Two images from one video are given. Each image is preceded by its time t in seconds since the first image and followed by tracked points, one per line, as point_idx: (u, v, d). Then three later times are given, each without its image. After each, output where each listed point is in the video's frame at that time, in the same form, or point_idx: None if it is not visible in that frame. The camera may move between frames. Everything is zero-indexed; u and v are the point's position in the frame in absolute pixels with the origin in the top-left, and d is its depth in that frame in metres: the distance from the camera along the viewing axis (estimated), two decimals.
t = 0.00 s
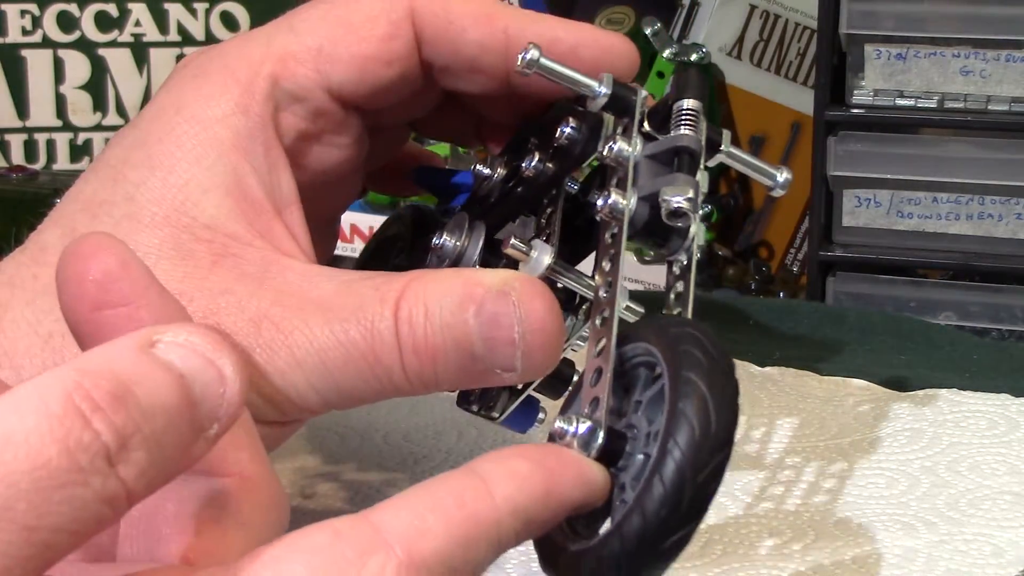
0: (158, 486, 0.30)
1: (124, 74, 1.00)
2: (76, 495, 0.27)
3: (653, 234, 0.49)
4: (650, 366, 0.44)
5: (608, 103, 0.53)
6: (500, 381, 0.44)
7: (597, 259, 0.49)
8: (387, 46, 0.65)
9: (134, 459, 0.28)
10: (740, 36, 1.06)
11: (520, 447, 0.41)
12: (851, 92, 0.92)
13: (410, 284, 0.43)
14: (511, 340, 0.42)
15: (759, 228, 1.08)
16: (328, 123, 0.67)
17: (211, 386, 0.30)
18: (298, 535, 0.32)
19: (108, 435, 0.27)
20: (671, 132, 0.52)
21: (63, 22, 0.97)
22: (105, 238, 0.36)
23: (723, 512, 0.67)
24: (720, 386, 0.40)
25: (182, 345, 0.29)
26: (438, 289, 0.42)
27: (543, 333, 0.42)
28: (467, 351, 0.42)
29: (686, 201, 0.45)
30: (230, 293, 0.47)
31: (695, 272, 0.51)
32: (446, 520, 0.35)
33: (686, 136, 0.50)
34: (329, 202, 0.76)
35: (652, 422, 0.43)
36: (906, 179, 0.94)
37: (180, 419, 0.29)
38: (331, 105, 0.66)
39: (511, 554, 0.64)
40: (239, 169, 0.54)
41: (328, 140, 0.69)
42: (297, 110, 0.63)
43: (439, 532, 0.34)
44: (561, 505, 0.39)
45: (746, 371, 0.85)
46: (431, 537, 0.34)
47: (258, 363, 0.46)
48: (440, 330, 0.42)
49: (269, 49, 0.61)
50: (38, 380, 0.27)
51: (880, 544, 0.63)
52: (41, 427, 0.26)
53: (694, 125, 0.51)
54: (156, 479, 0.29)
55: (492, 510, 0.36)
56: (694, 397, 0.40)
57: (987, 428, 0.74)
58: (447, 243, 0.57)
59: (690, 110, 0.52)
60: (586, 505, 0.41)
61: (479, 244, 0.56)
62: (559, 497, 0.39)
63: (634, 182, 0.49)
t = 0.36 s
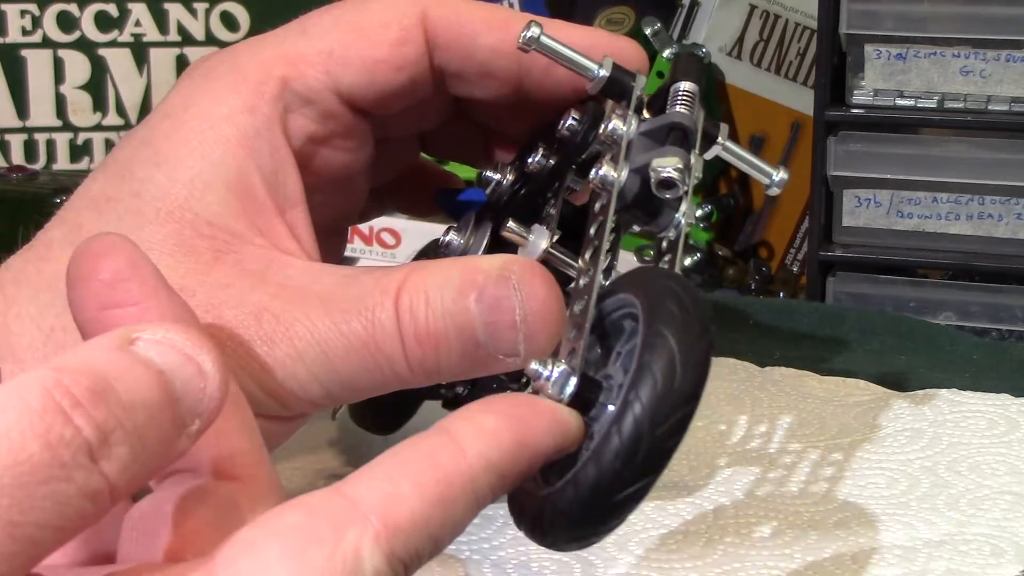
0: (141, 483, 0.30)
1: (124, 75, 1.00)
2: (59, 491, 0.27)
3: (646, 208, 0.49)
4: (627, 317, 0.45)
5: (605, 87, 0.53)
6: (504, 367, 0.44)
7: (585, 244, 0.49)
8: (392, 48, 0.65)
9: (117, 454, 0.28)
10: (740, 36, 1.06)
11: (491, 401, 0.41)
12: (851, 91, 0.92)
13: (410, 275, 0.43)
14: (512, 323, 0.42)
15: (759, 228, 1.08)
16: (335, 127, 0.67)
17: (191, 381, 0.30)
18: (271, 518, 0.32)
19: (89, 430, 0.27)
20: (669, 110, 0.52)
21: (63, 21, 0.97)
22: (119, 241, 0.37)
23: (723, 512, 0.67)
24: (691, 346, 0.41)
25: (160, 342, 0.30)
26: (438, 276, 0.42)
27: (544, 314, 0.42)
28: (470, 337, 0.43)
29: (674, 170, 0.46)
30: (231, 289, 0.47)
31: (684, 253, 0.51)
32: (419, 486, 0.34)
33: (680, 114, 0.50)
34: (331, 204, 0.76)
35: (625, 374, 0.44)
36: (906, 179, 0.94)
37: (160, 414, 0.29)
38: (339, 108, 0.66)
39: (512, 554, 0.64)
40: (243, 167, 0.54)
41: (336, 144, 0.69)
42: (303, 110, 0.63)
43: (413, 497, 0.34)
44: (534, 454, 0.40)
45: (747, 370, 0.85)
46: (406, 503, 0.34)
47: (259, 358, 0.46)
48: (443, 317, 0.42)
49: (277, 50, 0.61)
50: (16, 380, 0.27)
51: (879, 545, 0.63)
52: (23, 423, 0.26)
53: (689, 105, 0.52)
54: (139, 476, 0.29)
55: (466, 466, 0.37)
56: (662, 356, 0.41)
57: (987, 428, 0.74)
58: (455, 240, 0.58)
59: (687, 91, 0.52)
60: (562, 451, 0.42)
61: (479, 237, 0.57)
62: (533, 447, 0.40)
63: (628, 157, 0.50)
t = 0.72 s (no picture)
0: (146, 489, 0.30)
1: (124, 74, 1.00)
2: (66, 497, 0.27)
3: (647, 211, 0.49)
4: (632, 318, 0.46)
5: (607, 88, 0.53)
6: (505, 368, 0.44)
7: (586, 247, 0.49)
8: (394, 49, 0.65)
9: (124, 461, 0.28)
10: (740, 37, 1.06)
11: (491, 405, 0.41)
12: (851, 91, 0.92)
13: (410, 275, 0.44)
14: (511, 324, 0.42)
15: (759, 228, 1.08)
16: (336, 128, 0.67)
17: (197, 389, 0.30)
18: (279, 524, 0.32)
19: (96, 437, 0.27)
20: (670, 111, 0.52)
21: (63, 21, 0.97)
22: (131, 247, 0.37)
23: (724, 512, 0.67)
24: (695, 352, 0.41)
25: (168, 349, 0.30)
26: (437, 277, 0.43)
27: (544, 316, 0.42)
28: (469, 337, 0.43)
29: (675, 172, 0.46)
30: (231, 289, 0.47)
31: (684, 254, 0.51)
32: (424, 490, 0.35)
33: (681, 116, 0.50)
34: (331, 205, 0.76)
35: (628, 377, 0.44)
36: (906, 179, 0.94)
37: (166, 422, 0.29)
38: (340, 108, 0.66)
39: (512, 554, 0.64)
40: (244, 167, 0.54)
41: (337, 144, 0.69)
42: (305, 110, 0.63)
43: (418, 503, 0.34)
44: (538, 457, 0.40)
45: (747, 369, 0.84)
46: (412, 509, 0.34)
47: (258, 358, 0.46)
48: (442, 318, 0.43)
49: (279, 50, 0.61)
50: (22, 388, 0.27)
51: (879, 544, 0.63)
52: (30, 429, 0.26)
53: (690, 107, 0.52)
54: (145, 483, 0.29)
55: (470, 471, 0.37)
56: (666, 361, 0.41)
57: (987, 428, 0.74)
58: (454, 241, 0.58)
59: (688, 93, 0.52)
60: (564, 453, 0.42)
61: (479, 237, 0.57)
62: (535, 449, 0.40)
63: (629, 159, 0.50)
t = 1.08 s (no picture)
0: (147, 499, 0.30)
1: (124, 74, 1.00)
2: (65, 508, 0.27)
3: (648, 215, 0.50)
4: (633, 325, 0.46)
5: (607, 91, 0.53)
6: (505, 372, 0.44)
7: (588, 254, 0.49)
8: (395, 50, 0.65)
9: (123, 472, 0.28)
10: (740, 37, 1.06)
11: (493, 414, 0.42)
12: (851, 91, 0.92)
13: (410, 277, 0.43)
14: (511, 329, 0.42)
15: (759, 229, 1.08)
16: (336, 128, 0.67)
17: (198, 398, 0.30)
18: (280, 534, 0.32)
19: (96, 448, 0.27)
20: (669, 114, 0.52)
21: (63, 21, 0.97)
22: (134, 253, 0.37)
23: (724, 513, 0.67)
24: (697, 362, 0.41)
25: (168, 358, 0.30)
26: (436, 281, 0.43)
27: (544, 321, 0.42)
28: (469, 342, 0.43)
29: (675, 177, 0.46)
30: (230, 290, 0.47)
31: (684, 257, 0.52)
32: (425, 499, 0.35)
33: (682, 119, 0.50)
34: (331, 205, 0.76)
35: (629, 385, 0.44)
36: (906, 179, 0.94)
37: (167, 433, 0.29)
38: (340, 108, 0.66)
39: (512, 554, 0.64)
40: (243, 168, 0.54)
41: (336, 145, 0.69)
42: (305, 111, 0.63)
43: (419, 511, 0.35)
44: (539, 466, 0.41)
45: (747, 370, 0.84)
46: (412, 517, 0.34)
47: (258, 360, 0.46)
48: (442, 322, 0.43)
49: (279, 51, 0.61)
50: (21, 397, 0.27)
51: (879, 544, 0.63)
52: (30, 441, 0.26)
53: (690, 110, 0.52)
54: (146, 492, 0.29)
55: (471, 480, 0.37)
56: (668, 372, 0.41)
57: (987, 428, 0.74)
58: (454, 243, 0.58)
59: (688, 97, 0.52)
60: (565, 462, 0.42)
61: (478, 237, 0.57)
62: (536, 460, 0.40)
63: (629, 163, 0.50)
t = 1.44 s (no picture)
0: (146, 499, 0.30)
1: (124, 74, 1.00)
2: (65, 507, 0.27)
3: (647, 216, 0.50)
4: (633, 326, 0.46)
5: (607, 91, 0.53)
6: (504, 372, 0.44)
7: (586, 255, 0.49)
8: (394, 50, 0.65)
9: (122, 469, 0.28)
10: (740, 37, 1.06)
11: (493, 414, 0.42)
12: (851, 91, 0.92)
13: (410, 277, 0.44)
14: (511, 329, 0.42)
15: (759, 229, 1.08)
16: (336, 128, 0.67)
17: (197, 396, 0.30)
18: (279, 533, 0.32)
19: (95, 446, 0.27)
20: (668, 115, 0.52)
21: (63, 21, 0.97)
22: (132, 254, 0.37)
23: (724, 512, 0.67)
24: (697, 361, 0.41)
25: (168, 357, 0.30)
26: (436, 281, 0.43)
27: (544, 321, 0.42)
28: (468, 343, 0.43)
29: (675, 178, 0.46)
30: (230, 290, 0.47)
31: (684, 258, 0.51)
32: (425, 499, 0.35)
33: (682, 120, 0.50)
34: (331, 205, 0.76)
35: (629, 385, 0.44)
36: (906, 179, 0.94)
37: (167, 432, 0.29)
38: (340, 108, 0.66)
39: (512, 554, 0.64)
40: (242, 168, 0.54)
41: (336, 144, 0.69)
42: (305, 111, 0.63)
43: (419, 512, 0.35)
44: (539, 467, 0.40)
45: (747, 370, 0.84)
46: (414, 517, 0.34)
47: (257, 361, 0.46)
48: (441, 322, 0.43)
49: (279, 51, 0.61)
50: (20, 396, 0.27)
51: (879, 544, 0.63)
52: (29, 439, 0.26)
53: (689, 111, 0.52)
54: (146, 492, 0.29)
55: (470, 480, 0.37)
56: (669, 371, 0.41)
57: (987, 428, 0.74)
58: (453, 243, 0.58)
59: (688, 97, 0.52)
60: (565, 462, 0.42)
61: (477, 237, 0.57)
62: (536, 461, 0.40)
63: (629, 163, 0.50)
